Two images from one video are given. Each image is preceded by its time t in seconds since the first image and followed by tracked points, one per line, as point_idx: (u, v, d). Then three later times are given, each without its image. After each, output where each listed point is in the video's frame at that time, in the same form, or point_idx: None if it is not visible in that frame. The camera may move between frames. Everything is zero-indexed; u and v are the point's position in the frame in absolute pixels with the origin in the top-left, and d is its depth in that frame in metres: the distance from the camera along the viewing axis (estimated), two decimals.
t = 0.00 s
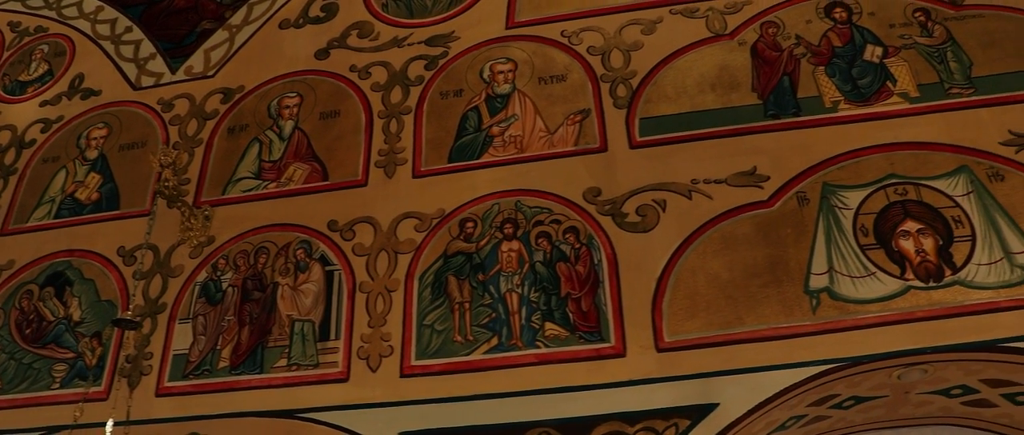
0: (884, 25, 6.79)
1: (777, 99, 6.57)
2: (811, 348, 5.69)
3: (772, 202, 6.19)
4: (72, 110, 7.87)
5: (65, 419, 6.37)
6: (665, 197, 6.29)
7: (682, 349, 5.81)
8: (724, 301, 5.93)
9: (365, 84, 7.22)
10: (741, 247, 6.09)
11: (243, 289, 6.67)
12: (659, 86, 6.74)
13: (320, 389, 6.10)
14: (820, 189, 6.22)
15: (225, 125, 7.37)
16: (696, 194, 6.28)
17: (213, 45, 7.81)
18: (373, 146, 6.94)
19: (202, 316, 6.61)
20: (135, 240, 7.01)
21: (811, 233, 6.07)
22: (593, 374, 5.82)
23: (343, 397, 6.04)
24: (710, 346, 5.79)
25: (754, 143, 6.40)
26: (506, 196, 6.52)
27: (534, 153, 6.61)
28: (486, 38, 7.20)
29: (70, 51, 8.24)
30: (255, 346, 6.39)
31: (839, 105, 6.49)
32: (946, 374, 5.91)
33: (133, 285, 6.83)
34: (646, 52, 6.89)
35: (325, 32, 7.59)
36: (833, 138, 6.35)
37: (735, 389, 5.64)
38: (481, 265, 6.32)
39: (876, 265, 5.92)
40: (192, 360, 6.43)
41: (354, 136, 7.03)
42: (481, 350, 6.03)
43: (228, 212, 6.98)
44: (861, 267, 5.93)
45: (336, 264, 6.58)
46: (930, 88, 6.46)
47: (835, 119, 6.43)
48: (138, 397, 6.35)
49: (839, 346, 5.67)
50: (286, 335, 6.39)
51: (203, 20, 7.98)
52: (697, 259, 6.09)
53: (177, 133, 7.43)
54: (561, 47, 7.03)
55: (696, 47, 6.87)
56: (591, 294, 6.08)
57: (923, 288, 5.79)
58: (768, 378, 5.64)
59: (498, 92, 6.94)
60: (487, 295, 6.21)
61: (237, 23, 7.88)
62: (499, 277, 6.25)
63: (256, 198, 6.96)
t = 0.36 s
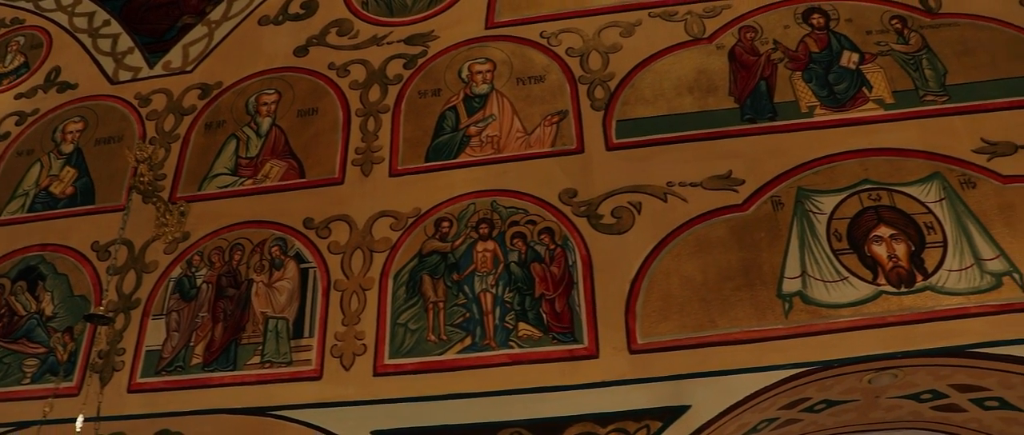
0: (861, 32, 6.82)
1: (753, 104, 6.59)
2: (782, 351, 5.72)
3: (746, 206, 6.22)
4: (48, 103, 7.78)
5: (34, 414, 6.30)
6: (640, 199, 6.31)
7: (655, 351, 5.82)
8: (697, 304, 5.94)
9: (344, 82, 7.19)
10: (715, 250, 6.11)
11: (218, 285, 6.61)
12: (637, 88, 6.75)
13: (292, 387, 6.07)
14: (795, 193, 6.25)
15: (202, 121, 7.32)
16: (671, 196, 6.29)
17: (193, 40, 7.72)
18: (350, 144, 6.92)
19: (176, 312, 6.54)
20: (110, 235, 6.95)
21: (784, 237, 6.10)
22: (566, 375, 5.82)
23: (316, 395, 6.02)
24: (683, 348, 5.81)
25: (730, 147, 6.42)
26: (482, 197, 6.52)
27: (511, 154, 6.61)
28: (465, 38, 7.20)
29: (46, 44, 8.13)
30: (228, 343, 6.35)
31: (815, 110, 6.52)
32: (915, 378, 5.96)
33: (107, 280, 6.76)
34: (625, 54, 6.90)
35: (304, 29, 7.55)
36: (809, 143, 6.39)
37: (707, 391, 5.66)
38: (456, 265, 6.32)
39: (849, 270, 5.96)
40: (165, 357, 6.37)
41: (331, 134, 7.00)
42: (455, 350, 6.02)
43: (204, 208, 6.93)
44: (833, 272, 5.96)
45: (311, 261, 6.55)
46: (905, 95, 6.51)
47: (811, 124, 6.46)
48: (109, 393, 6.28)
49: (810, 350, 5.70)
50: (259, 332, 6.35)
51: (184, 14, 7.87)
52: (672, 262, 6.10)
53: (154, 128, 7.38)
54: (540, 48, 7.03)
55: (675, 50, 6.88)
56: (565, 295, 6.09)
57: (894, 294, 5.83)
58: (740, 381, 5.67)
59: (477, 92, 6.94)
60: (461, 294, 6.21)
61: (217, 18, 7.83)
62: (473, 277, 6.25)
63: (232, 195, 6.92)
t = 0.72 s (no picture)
0: (839, 36, 6.84)
1: (731, 106, 6.59)
2: (754, 353, 5.74)
3: (722, 208, 6.23)
4: (24, 96, 7.69)
5: (4, 409, 6.23)
6: (616, 200, 6.31)
7: (628, 352, 5.84)
8: (671, 305, 5.96)
9: (322, 79, 7.14)
10: (690, 252, 6.13)
11: (192, 281, 6.55)
12: (615, 89, 6.74)
13: (265, 384, 6.04)
14: (771, 195, 6.26)
15: (180, 116, 7.26)
16: (647, 197, 6.30)
17: (171, 34, 7.65)
18: (327, 141, 6.89)
19: (150, 307, 6.48)
20: (84, 229, 6.87)
21: (759, 239, 6.12)
22: (539, 375, 5.83)
23: (289, 392, 6.01)
24: (656, 349, 5.83)
25: (707, 149, 6.43)
26: (458, 195, 6.52)
27: (488, 153, 6.61)
28: (444, 36, 7.18)
29: (23, 36, 8.02)
30: (202, 339, 6.30)
31: (792, 114, 6.54)
32: (887, 381, 6.00)
33: (81, 274, 6.69)
34: (604, 55, 6.89)
35: (285, 26, 7.48)
36: (785, 146, 6.40)
37: (680, 392, 5.68)
38: (431, 263, 6.31)
39: (823, 273, 5.99)
40: (138, 352, 6.31)
41: (309, 130, 6.97)
42: (429, 348, 6.02)
43: (180, 204, 6.87)
44: (807, 274, 5.99)
45: (286, 258, 6.52)
46: (882, 100, 6.54)
47: (788, 127, 6.47)
48: (80, 388, 6.23)
49: (783, 351, 5.74)
50: (233, 329, 6.31)
51: (166, 9, 7.78)
52: (646, 262, 6.11)
53: (131, 122, 7.30)
54: (519, 48, 7.03)
55: (654, 52, 6.87)
56: (540, 294, 6.09)
57: (867, 297, 5.87)
58: (712, 382, 5.68)
59: (455, 91, 6.93)
60: (436, 293, 6.20)
61: (197, 13, 7.72)
62: (448, 276, 6.24)
63: (209, 191, 6.86)
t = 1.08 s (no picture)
0: (816, 43, 6.84)
1: (707, 111, 6.60)
2: (726, 357, 5.77)
3: (696, 213, 6.24)
4: None
5: None
6: (591, 203, 6.32)
7: (601, 355, 5.85)
8: (644, 309, 5.97)
9: (300, 77, 7.12)
10: (664, 255, 6.14)
11: (166, 279, 6.51)
12: (593, 93, 6.75)
13: (238, 383, 6.03)
14: (745, 201, 6.28)
15: (157, 112, 7.21)
16: (622, 201, 6.31)
17: (149, 31, 7.57)
18: (304, 140, 6.87)
19: (123, 305, 6.43)
20: (57, 225, 6.83)
21: (733, 244, 6.14)
22: (511, 377, 5.84)
23: (261, 391, 5.99)
24: (628, 352, 5.84)
25: (683, 153, 6.44)
26: (434, 196, 6.52)
27: (464, 154, 6.61)
28: (423, 37, 7.16)
29: None
30: (175, 337, 6.26)
31: (768, 119, 6.55)
32: (857, 387, 6.04)
33: (54, 271, 6.64)
34: (583, 58, 6.89)
35: (264, 24, 7.44)
36: (761, 152, 6.42)
37: (651, 396, 5.72)
38: (406, 264, 6.31)
39: (795, 278, 6.01)
40: (110, 349, 6.26)
41: (286, 129, 6.95)
42: (402, 349, 6.02)
43: (155, 201, 6.82)
44: (780, 280, 6.01)
45: (261, 257, 6.49)
46: (857, 107, 6.57)
47: (764, 132, 6.49)
48: (51, 386, 6.19)
49: (754, 356, 5.76)
50: (207, 327, 6.28)
51: (146, 3, 7.65)
52: (620, 266, 6.12)
53: (108, 118, 7.26)
54: (497, 50, 7.02)
55: (632, 56, 6.87)
56: (514, 296, 6.10)
57: (838, 303, 5.91)
58: (684, 386, 5.72)
59: (433, 92, 6.93)
60: (410, 294, 6.20)
61: (176, 9, 7.64)
62: (422, 277, 6.24)
63: (184, 188, 6.82)
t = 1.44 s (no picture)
0: (793, 50, 6.85)
1: (685, 115, 6.62)
2: (699, 362, 5.80)
3: (672, 217, 6.26)
4: None
5: None
6: (567, 206, 6.33)
7: (574, 358, 5.86)
8: (618, 313, 5.98)
9: (279, 77, 7.11)
10: (639, 260, 6.15)
11: (141, 277, 6.48)
12: (571, 96, 6.76)
13: (211, 383, 6.00)
14: (721, 206, 6.31)
15: (135, 110, 7.18)
16: (599, 205, 6.32)
17: (129, 27, 7.52)
18: (282, 140, 6.86)
19: (97, 303, 6.39)
20: (32, 222, 6.79)
21: (708, 249, 6.15)
22: (485, 379, 5.85)
23: (235, 390, 5.97)
24: (602, 356, 5.85)
25: (660, 158, 6.46)
26: (411, 198, 6.52)
27: (442, 156, 6.62)
28: (402, 38, 7.15)
29: None
30: (149, 336, 6.22)
31: (744, 125, 6.57)
32: (830, 392, 6.07)
33: (27, 268, 6.61)
34: (561, 61, 6.89)
35: (243, 22, 7.41)
36: (738, 157, 6.44)
37: (623, 399, 5.78)
38: (381, 265, 6.31)
39: (769, 284, 6.03)
40: (83, 348, 6.23)
41: (264, 129, 6.93)
42: (376, 350, 6.01)
43: (132, 199, 6.79)
44: (754, 285, 6.03)
45: (237, 256, 6.47)
46: (833, 114, 6.60)
47: (741, 138, 6.51)
48: (23, 384, 6.15)
49: (727, 361, 5.79)
50: (181, 326, 6.25)
51: None
52: (595, 269, 6.13)
53: (85, 115, 7.23)
54: (477, 52, 7.02)
55: (611, 60, 6.88)
56: (488, 299, 6.10)
57: (811, 309, 5.93)
58: (657, 390, 5.77)
59: (411, 93, 6.93)
60: (385, 295, 6.20)
61: (156, 6, 7.60)
62: (398, 278, 6.24)
63: (161, 187, 6.79)
